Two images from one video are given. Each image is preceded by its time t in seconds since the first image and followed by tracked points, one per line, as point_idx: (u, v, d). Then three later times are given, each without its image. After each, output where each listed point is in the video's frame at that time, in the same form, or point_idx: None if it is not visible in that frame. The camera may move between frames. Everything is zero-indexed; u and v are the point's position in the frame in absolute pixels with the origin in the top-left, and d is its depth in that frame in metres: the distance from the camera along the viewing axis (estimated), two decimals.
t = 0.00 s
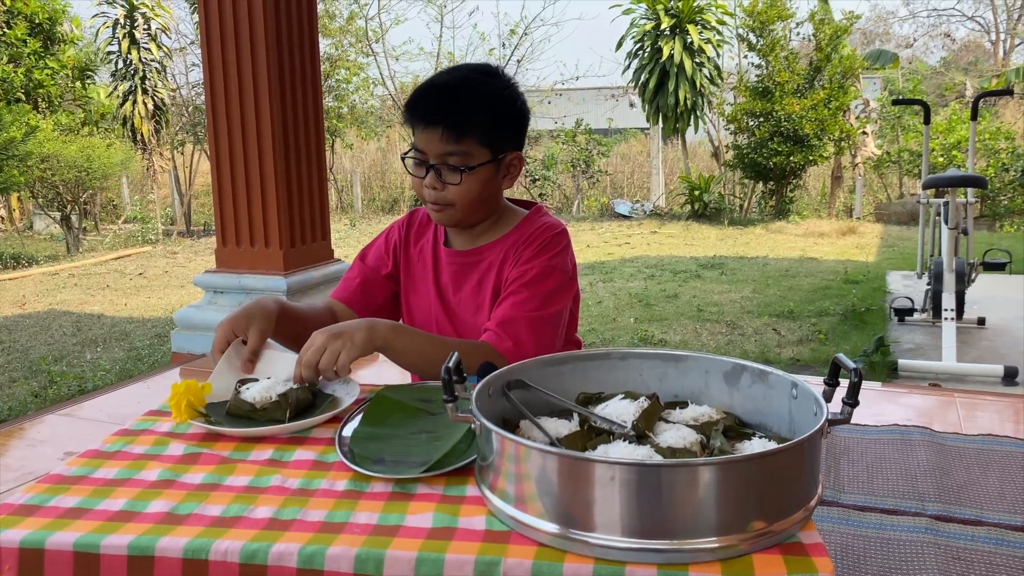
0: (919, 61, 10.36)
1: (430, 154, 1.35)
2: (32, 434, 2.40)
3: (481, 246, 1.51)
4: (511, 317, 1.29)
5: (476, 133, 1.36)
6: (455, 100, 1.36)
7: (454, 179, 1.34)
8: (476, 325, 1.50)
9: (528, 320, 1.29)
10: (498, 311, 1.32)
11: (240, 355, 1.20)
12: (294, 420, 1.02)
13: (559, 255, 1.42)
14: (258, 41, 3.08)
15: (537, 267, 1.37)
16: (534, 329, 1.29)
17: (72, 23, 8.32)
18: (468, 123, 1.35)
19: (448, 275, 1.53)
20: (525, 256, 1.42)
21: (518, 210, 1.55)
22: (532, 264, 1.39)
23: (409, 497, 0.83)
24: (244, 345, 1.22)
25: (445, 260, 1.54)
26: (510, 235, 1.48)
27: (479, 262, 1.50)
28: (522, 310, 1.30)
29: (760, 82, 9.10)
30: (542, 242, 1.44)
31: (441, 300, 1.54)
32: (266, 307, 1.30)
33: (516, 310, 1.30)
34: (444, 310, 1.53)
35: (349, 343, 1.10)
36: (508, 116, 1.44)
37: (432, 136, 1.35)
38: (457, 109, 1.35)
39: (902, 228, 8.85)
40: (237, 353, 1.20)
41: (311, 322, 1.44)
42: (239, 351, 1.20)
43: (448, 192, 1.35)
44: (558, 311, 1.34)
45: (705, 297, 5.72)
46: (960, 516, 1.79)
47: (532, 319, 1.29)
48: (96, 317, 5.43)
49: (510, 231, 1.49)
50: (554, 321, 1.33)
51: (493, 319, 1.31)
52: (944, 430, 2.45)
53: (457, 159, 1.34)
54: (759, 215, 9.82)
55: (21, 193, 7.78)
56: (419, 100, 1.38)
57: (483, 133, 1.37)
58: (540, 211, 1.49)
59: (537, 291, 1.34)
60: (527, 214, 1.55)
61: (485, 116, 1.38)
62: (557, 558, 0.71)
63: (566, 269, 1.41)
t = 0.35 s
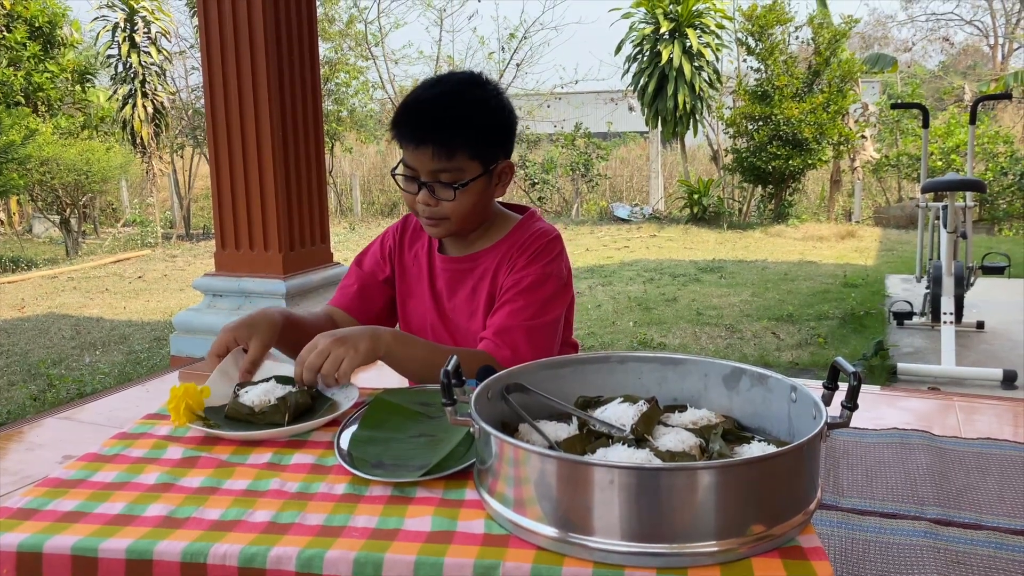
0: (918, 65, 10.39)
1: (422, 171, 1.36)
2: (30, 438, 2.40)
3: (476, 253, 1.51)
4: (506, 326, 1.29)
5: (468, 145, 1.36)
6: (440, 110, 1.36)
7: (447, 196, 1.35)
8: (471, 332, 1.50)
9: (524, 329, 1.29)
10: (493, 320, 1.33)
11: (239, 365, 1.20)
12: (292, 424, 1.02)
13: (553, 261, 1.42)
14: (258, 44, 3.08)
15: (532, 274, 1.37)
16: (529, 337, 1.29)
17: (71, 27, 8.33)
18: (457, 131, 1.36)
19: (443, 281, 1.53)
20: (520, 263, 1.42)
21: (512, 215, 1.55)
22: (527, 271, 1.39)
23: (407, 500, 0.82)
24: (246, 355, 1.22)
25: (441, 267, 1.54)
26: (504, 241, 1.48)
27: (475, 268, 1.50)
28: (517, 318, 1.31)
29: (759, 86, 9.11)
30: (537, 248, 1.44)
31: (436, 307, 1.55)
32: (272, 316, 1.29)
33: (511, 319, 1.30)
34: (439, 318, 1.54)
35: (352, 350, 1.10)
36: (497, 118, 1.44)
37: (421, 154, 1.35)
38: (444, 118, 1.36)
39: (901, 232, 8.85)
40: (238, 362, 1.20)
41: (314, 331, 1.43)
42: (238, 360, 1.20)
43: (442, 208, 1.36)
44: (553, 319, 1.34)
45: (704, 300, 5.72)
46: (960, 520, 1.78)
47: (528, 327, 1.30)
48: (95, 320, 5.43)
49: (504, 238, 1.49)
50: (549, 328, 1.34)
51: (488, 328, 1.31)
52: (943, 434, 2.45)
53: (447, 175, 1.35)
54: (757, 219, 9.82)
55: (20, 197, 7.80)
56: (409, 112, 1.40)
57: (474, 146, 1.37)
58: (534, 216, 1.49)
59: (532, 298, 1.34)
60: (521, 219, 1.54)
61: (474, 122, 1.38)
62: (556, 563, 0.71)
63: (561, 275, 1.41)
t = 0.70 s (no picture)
0: (920, 66, 10.39)
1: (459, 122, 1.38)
2: (32, 438, 2.40)
3: (478, 253, 1.51)
4: (513, 329, 1.30)
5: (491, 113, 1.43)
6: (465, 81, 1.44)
7: (485, 140, 1.36)
8: (475, 333, 1.49)
9: (530, 331, 1.30)
10: (499, 322, 1.33)
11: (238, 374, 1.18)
12: (294, 425, 1.02)
13: (557, 259, 1.43)
14: (259, 44, 3.09)
15: (537, 275, 1.38)
16: (536, 339, 1.30)
17: (74, 27, 8.36)
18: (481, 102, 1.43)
19: (446, 284, 1.52)
20: (525, 263, 1.42)
21: (513, 214, 1.55)
22: (532, 271, 1.40)
23: (409, 501, 0.82)
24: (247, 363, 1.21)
25: (443, 270, 1.53)
26: (507, 240, 1.49)
27: (478, 269, 1.49)
28: (523, 320, 1.31)
29: (760, 86, 9.11)
30: (540, 247, 1.45)
31: (439, 310, 1.53)
32: (278, 323, 1.26)
33: (517, 322, 1.31)
34: (443, 321, 1.52)
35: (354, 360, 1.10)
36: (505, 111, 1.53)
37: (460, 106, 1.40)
38: (468, 88, 1.43)
39: (903, 232, 8.85)
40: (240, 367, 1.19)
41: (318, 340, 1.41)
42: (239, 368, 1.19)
43: (482, 154, 1.37)
44: (559, 319, 1.35)
45: (705, 301, 5.72)
46: (963, 521, 1.78)
47: (534, 329, 1.31)
48: (97, 320, 5.43)
49: (508, 237, 1.49)
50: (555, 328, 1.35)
51: (494, 330, 1.32)
52: (945, 435, 2.44)
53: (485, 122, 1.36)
54: (759, 219, 9.82)
55: (22, 197, 7.81)
56: (425, 91, 1.45)
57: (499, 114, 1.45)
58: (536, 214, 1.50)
59: (537, 299, 1.35)
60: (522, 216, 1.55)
61: (493, 97, 1.47)
62: (558, 563, 0.71)
63: (565, 274, 1.42)
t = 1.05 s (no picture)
0: (924, 63, 10.37)
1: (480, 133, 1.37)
2: (36, 437, 2.40)
3: (488, 250, 1.51)
4: (529, 324, 1.32)
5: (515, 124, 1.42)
6: (495, 89, 1.42)
7: (503, 157, 1.35)
8: (487, 329, 1.49)
9: (545, 325, 1.33)
10: (513, 317, 1.36)
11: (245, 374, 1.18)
12: (300, 424, 1.02)
13: (567, 252, 1.44)
14: (263, 41, 3.08)
15: (550, 268, 1.40)
16: (552, 333, 1.33)
17: (76, 26, 8.37)
18: (506, 113, 1.42)
19: (455, 282, 1.52)
20: (537, 259, 1.43)
21: (521, 212, 1.56)
22: (544, 266, 1.41)
23: (416, 501, 0.82)
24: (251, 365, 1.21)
25: (452, 269, 1.52)
26: (517, 235, 1.49)
27: (489, 265, 1.49)
28: (538, 314, 1.34)
29: (764, 84, 9.08)
30: (551, 242, 1.46)
31: (449, 309, 1.52)
32: (281, 330, 1.28)
33: (532, 316, 1.33)
34: (453, 320, 1.52)
35: (369, 352, 1.16)
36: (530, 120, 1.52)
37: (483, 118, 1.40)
38: (495, 98, 1.42)
39: (906, 230, 8.83)
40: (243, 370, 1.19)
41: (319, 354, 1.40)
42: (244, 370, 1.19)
43: (497, 168, 1.36)
44: (572, 312, 1.38)
45: (709, 299, 5.71)
46: (970, 521, 1.77)
47: (549, 323, 1.33)
48: (101, 318, 5.44)
49: (517, 233, 1.49)
50: (570, 321, 1.37)
51: (509, 326, 1.34)
52: (950, 433, 2.43)
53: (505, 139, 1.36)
54: (762, 217, 9.81)
55: (25, 196, 7.82)
56: (452, 91, 1.44)
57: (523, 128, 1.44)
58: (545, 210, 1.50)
59: (551, 293, 1.37)
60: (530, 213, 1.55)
61: (521, 107, 1.45)
62: (566, 564, 0.71)
63: (576, 268, 1.44)
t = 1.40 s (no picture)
0: (929, 60, 10.33)
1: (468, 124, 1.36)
2: (42, 434, 2.40)
3: (496, 249, 1.50)
4: (535, 323, 1.32)
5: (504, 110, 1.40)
6: (476, 80, 1.41)
7: (495, 142, 1.33)
8: (494, 328, 1.49)
9: (552, 324, 1.32)
10: (520, 315, 1.35)
11: (253, 375, 1.18)
12: (307, 422, 1.01)
13: (576, 252, 1.44)
14: (268, 36, 3.07)
15: (558, 267, 1.40)
16: (559, 332, 1.32)
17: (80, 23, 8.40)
18: (491, 101, 1.41)
19: (464, 281, 1.51)
20: (545, 259, 1.42)
21: (530, 210, 1.55)
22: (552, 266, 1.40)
23: (425, 500, 0.81)
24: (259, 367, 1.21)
25: (461, 268, 1.52)
26: (525, 234, 1.48)
27: (498, 264, 1.49)
28: (545, 313, 1.34)
29: (768, 80, 9.07)
30: (559, 241, 1.45)
31: (457, 307, 1.52)
32: (288, 330, 1.28)
33: (539, 314, 1.33)
34: (461, 318, 1.51)
35: (371, 355, 1.15)
36: (519, 106, 1.50)
37: (469, 111, 1.38)
38: (479, 90, 1.41)
39: (911, 227, 8.80)
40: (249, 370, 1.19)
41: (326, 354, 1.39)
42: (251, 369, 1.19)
43: (490, 156, 1.35)
44: (579, 311, 1.37)
45: (714, 296, 5.69)
46: (979, 520, 1.76)
47: (556, 322, 1.33)
48: (106, 315, 5.45)
49: (525, 233, 1.48)
50: (577, 321, 1.36)
51: (516, 324, 1.34)
52: (959, 431, 2.42)
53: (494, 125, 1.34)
54: (767, 214, 9.78)
55: (30, 192, 7.83)
56: (437, 92, 1.43)
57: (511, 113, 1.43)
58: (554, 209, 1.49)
59: (558, 291, 1.37)
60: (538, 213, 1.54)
61: (506, 94, 1.44)
62: (577, 564, 0.70)
63: (585, 269, 1.43)
